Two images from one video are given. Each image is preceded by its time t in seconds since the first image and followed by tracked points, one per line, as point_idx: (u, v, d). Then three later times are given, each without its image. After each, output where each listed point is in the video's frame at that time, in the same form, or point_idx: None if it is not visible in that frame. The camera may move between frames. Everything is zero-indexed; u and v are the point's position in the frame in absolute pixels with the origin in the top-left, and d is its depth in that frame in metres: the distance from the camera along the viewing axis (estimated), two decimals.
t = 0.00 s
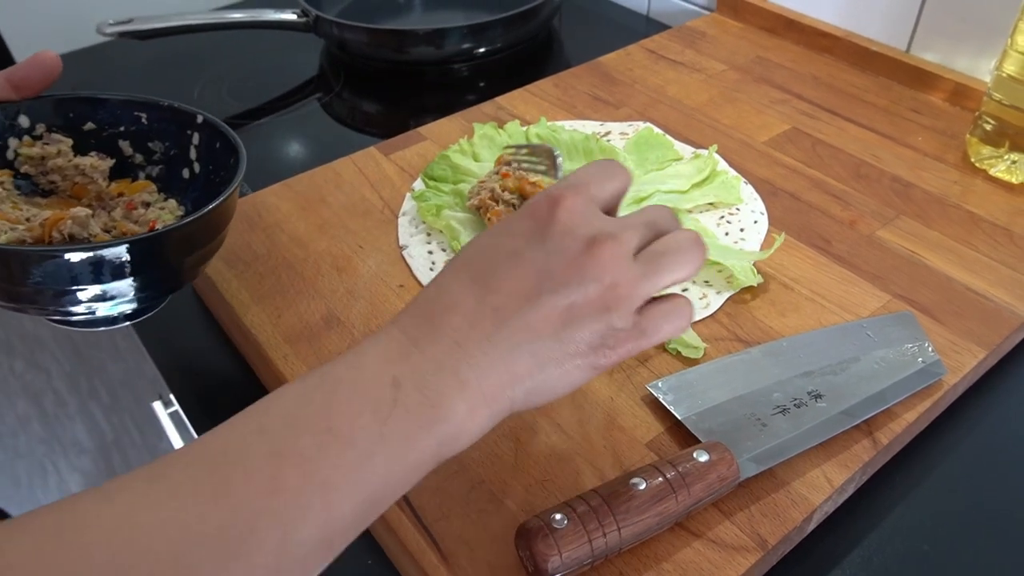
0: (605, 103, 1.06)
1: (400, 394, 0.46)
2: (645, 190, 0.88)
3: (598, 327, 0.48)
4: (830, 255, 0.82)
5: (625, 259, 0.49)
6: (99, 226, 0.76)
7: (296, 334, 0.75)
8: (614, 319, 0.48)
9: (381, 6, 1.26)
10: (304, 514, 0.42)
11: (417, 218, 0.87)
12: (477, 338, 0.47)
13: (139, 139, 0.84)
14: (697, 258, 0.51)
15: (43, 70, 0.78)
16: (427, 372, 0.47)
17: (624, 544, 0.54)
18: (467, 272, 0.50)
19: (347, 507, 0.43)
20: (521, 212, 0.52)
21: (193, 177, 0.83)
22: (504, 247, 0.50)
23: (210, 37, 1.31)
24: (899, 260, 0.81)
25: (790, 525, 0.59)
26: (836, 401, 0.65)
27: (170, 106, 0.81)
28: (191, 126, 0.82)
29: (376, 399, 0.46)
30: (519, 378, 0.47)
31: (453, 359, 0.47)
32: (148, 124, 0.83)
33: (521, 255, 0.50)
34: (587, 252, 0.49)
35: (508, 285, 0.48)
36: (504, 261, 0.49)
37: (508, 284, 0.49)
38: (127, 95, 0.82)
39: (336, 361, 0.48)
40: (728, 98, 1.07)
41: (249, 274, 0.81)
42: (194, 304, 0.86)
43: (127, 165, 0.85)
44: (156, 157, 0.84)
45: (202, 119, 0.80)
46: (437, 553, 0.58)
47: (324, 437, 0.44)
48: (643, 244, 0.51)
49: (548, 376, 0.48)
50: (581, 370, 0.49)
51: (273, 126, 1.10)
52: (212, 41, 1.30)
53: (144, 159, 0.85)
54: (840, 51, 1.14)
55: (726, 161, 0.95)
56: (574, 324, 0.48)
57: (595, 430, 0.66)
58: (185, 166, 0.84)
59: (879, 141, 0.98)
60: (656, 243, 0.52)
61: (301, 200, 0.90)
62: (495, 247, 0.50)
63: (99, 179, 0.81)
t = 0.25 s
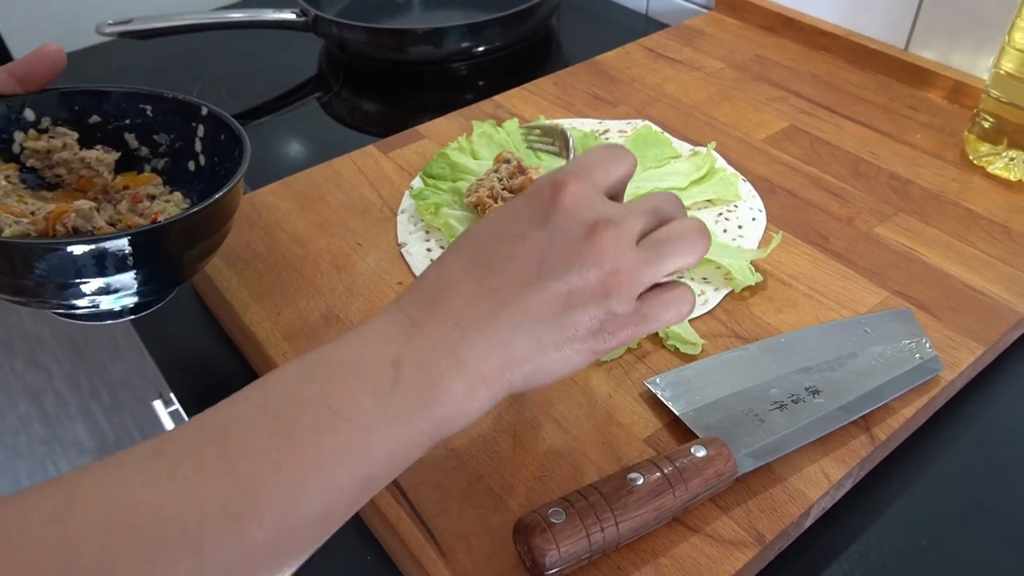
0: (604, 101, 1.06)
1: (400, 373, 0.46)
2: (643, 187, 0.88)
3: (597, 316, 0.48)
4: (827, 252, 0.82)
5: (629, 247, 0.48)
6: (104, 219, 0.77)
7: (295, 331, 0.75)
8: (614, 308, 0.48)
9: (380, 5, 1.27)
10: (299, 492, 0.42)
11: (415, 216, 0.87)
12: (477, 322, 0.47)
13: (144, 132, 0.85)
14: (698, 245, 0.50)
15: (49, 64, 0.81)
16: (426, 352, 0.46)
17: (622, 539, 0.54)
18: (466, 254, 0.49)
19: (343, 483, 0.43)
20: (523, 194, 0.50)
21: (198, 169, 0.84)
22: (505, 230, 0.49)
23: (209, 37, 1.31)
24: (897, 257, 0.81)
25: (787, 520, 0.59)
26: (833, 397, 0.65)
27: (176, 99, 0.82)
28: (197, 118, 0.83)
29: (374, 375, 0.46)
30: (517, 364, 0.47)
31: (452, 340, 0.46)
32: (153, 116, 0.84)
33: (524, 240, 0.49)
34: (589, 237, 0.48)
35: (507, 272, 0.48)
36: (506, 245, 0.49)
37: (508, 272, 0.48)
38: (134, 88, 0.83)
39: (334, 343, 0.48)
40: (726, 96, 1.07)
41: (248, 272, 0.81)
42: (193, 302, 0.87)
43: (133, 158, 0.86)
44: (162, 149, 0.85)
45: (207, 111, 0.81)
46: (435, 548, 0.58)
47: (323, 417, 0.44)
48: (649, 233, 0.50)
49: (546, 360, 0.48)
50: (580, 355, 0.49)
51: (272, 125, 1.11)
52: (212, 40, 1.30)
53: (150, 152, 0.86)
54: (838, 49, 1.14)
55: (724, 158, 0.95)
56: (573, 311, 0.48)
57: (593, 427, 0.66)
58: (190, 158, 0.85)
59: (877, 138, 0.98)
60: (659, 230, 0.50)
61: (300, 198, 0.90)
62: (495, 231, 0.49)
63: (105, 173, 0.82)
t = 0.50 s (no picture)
0: (605, 102, 1.07)
1: (404, 380, 0.46)
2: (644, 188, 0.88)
3: (595, 333, 0.47)
4: (828, 252, 0.82)
5: (632, 261, 0.48)
6: (133, 219, 0.78)
7: (298, 330, 0.75)
8: (611, 323, 0.47)
9: (382, 5, 1.27)
10: (301, 488, 0.43)
11: (417, 216, 0.88)
12: (483, 330, 0.46)
13: (170, 129, 0.85)
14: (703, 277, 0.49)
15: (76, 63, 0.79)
16: (434, 357, 0.46)
17: (623, 538, 0.55)
18: (476, 263, 0.48)
19: (345, 481, 0.44)
20: (535, 210, 0.49)
21: (224, 167, 0.84)
22: (515, 240, 0.48)
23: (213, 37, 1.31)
24: (897, 257, 0.82)
25: (787, 520, 0.59)
26: (833, 397, 0.66)
27: (202, 96, 0.83)
28: (223, 116, 0.83)
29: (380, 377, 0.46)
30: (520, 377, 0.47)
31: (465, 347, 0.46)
32: (180, 113, 0.85)
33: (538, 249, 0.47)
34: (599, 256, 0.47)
35: (517, 287, 0.47)
36: (518, 257, 0.47)
37: (516, 279, 0.47)
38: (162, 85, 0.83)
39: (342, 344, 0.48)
40: (728, 96, 1.07)
41: (250, 272, 0.82)
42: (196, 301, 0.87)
43: (160, 155, 0.86)
44: (188, 146, 0.86)
45: (233, 110, 0.82)
46: (437, 546, 0.59)
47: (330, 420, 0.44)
48: (650, 254, 0.49)
49: (549, 374, 0.47)
50: (580, 371, 0.48)
51: (275, 125, 1.11)
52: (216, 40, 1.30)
53: (176, 148, 0.86)
54: (840, 50, 1.15)
55: (725, 159, 0.96)
56: (577, 323, 0.47)
57: (594, 425, 0.66)
58: (216, 156, 0.85)
59: (878, 139, 0.99)
60: (670, 256, 0.50)
61: (302, 198, 0.91)
62: (505, 241, 0.48)
63: (134, 172, 0.83)
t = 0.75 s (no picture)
0: (607, 101, 1.07)
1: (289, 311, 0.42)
2: (645, 187, 0.88)
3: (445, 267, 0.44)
4: (829, 251, 0.82)
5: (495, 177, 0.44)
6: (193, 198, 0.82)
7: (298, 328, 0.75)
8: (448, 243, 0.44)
9: (384, 4, 1.27)
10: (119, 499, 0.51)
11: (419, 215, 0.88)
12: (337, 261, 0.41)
13: (219, 105, 0.89)
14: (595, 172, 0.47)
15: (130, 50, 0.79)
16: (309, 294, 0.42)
17: (623, 537, 0.54)
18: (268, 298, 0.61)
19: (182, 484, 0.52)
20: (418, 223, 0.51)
21: (273, 143, 0.88)
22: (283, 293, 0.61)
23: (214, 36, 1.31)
24: (899, 256, 0.82)
25: (788, 519, 0.59)
26: (834, 396, 0.66)
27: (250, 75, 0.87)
28: (271, 96, 0.87)
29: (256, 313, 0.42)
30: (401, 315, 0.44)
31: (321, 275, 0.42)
32: (227, 91, 0.89)
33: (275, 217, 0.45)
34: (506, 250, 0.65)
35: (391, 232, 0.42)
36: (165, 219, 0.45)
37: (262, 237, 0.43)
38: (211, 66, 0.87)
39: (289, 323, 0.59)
40: (729, 96, 1.07)
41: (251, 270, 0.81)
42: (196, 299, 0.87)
43: (211, 130, 0.91)
44: (237, 122, 0.90)
45: (282, 90, 0.86)
46: (437, 544, 0.58)
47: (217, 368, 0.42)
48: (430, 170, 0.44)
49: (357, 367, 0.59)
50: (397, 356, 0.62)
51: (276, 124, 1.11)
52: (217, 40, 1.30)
53: (226, 124, 0.90)
54: (842, 49, 1.14)
55: (727, 158, 0.95)
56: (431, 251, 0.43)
57: (595, 424, 0.66)
58: (265, 132, 0.89)
59: (879, 138, 0.98)
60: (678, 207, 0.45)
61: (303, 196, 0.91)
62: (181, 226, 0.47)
63: (190, 155, 0.87)
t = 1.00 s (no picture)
0: (607, 101, 1.07)
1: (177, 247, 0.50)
2: (645, 187, 0.88)
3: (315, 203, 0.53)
4: (829, 251, 0.82)
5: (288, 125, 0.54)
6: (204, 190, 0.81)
7: (299, 329, 0.75)
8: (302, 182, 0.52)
9: (384, 5, 1.27)
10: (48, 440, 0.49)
11: (418, 215, 0.88)
12: (202, 206, 0.50)
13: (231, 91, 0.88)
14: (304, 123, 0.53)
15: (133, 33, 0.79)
16: (192, 239, 0.50)
17: (623, 537, 0.55)
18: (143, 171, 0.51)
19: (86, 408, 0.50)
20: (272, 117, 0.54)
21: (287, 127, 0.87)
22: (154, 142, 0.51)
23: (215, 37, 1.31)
24: (900, 256, 0.82)
25: (788, 519, 0.59)
26: (834, 396, 0.66)
27: (258, 56, 0.84)
28: (281, 77, 0.85)
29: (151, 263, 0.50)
30: (278, 242, 0.53)
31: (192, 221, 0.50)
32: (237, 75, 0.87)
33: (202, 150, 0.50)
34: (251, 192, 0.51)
35: (232, 194, 0.50)
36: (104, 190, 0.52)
37: (187, 183, 0.50)
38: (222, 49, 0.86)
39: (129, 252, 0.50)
40: (729, 96, 1.07)
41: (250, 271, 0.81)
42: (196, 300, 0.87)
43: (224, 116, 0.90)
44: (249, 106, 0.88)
45: (291, 71, 0.83)
46: (437, 545, 0.59)
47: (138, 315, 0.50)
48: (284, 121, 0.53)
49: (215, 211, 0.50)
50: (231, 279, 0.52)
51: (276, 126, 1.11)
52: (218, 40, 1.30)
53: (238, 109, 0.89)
54: (841, 49, 1.14)
55: (727, 158, 0.95)
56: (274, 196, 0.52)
57: (594, 425, 0.66)
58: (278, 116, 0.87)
59: (879, 138, 0.98)
60: (264, 128, 0.53)
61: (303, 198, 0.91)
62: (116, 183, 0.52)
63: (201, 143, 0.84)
